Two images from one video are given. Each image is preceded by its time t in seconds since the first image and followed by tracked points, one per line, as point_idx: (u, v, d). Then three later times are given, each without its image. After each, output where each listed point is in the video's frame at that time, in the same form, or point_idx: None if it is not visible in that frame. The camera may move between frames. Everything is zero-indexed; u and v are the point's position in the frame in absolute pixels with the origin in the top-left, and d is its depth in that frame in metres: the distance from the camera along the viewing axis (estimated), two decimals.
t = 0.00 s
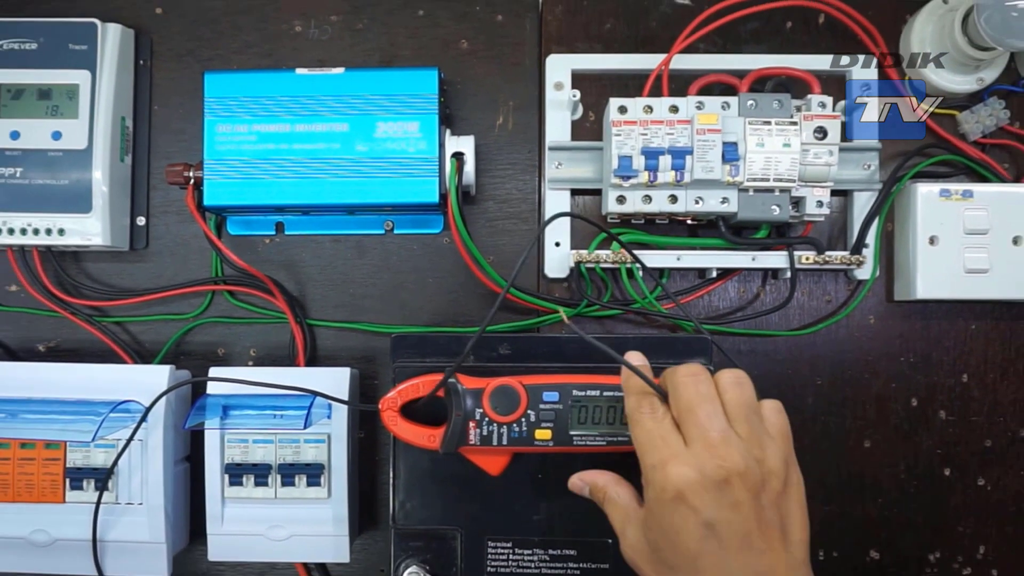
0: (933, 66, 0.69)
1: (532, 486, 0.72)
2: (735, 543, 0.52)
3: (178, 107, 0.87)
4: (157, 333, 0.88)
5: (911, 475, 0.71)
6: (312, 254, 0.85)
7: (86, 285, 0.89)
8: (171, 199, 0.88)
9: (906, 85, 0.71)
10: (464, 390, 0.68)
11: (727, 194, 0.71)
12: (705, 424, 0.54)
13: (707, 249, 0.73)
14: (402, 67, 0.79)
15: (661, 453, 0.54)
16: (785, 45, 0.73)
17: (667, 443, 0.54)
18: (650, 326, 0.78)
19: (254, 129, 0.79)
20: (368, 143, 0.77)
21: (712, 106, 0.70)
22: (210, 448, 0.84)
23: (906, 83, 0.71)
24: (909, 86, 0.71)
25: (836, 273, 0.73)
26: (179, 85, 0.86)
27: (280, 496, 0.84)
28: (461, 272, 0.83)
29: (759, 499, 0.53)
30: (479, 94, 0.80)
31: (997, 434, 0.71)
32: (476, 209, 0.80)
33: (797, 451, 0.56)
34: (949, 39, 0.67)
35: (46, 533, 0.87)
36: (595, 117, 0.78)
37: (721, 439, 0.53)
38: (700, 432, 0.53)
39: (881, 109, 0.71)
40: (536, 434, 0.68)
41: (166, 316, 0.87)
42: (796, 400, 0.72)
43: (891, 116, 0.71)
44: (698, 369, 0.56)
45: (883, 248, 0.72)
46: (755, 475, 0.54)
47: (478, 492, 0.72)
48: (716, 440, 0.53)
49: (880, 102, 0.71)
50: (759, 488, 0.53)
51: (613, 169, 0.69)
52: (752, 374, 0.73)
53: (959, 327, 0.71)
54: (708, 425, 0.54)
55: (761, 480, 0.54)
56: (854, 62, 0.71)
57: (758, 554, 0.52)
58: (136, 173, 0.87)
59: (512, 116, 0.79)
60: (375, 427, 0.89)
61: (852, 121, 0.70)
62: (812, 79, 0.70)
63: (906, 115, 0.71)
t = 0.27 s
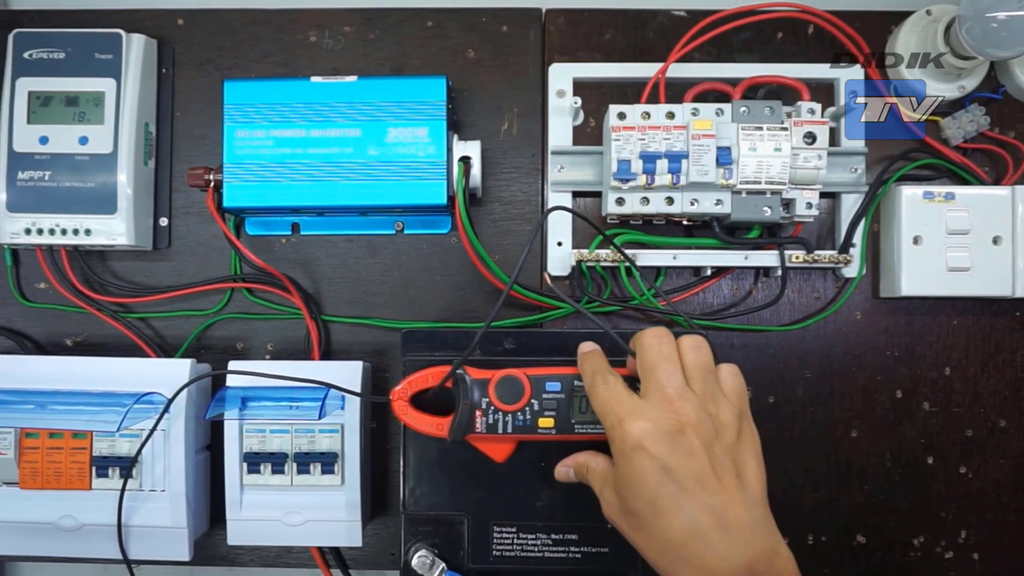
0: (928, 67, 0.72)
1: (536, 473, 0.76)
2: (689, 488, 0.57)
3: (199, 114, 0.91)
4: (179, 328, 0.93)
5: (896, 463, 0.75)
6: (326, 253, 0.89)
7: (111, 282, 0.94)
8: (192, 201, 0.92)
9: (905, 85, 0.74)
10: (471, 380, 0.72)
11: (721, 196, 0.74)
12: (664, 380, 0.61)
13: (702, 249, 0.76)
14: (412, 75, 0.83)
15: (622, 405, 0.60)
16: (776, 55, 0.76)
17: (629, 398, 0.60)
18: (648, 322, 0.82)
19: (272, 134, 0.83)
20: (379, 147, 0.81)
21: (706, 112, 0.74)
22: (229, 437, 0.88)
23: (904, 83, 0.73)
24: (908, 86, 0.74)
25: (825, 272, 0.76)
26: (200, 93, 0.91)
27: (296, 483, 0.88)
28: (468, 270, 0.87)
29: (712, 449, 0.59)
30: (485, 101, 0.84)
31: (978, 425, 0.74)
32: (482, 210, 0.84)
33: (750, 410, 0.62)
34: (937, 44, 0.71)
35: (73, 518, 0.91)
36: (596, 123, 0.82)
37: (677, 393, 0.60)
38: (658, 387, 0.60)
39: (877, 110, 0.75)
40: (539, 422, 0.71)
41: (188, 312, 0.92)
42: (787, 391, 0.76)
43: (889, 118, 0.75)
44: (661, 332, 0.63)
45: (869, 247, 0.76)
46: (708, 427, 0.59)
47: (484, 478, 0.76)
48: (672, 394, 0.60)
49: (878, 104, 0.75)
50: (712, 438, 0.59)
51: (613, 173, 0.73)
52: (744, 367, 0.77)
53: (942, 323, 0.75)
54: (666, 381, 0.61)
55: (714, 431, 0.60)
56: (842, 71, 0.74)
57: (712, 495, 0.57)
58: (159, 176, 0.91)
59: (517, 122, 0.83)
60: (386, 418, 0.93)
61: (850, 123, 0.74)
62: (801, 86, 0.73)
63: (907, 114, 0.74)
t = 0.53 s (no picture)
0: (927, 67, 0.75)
1: (539, 462, 0.81)
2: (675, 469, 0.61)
3: (219, 120, 0.96)
4: (201, 324, 0.98)
5: (881, 451, 0.79)
6: (340, 252, 0.94)
7: (137, 280, 0.99)
8: (213, 203, 0.97)
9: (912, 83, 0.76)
10: (469, 363, 0.76)
11: (715, 198, 0.78)
12: (640, 371, 0.62)
13: (697, 248, 0.80)
14: (421, 83, 0.87)
15: (605, 400, 0.62)
16: (768, 64, 0.81)
17: (610, 391, 0.63)
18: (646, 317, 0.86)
19: (288, 139, 0.87)
20: (390, 152, 0.85)
21: (702, 118, 0.78)
22: (248, 428, 0.92)
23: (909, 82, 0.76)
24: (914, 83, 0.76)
25: (814, 270, 0.80)
26: (221, 100, 0.95)
27: (311, 470, 0.93)
28: (474, 269, 0.92)
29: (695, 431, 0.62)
30: (491, 108, 0.88)
31: (959, 415, 0.78)
32: (488, 212, 0.89)
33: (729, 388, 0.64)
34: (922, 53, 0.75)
35: (99, 503, 0.95)
36: (596, 129, 0.86)
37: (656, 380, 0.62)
38: (635, 377, 0.62)
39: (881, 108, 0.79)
40: (533, 406, 0.74)
41: (209, 308, 0.97)
42: (778, 383, 0.80)
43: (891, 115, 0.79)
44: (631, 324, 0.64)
45: (856, 246, 0.80)
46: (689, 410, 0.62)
47: (491, 465, 0.81)
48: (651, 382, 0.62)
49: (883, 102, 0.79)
50: (693, 421, 0.62)
51: (612, 176, 0.77)
52: (736, 360, 0.81)
53: (924, 318, 0.79)
54: (642, 371, 0.62)
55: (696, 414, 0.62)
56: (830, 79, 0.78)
57: (697, 478, 0.61)
58: (181, 179, 0.96)
59: (521, 128, 0.88)
60: (397, 409, 0.98)
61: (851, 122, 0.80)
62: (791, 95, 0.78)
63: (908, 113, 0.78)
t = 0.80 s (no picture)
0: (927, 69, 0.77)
1: (542, 452, 0.85)
2: (686, 530, 0.59)
3: (237, 126, 1.00)
4: (219, 319, 1.03)
5: (868, 441, 0.83)
6: (353, 252, 0.98)
7: (158, 278, 1.03)
8: (231, 205, 1.02)
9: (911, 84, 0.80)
10: (442, 363, 0.56)
11: (710, 200, 0.82)
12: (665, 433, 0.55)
13: (693, 247, 0.85)
14: (430, 90, 0.92)
15: (620, 458, 0.58)
16: (761, 72, 0.85)
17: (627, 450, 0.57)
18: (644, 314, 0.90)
19: (303, 144, 0.91)
20: (401, 156, 0.89)
21: (697, 124, 0.82)
22: (265, 419, 0.97)
23: (909, 82, 0.80)
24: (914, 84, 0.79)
25: (804, 268, 0.84)
26: (239, 107, 1.00)
27: (325, 459, 0.97)
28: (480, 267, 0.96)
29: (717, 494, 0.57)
30: (497, 114, 0.92)
31: (943, 407, 0.82)
32: (494, 213, 0.93)
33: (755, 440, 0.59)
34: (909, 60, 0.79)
35: (123, 492, 1.00)
36: (596, 134, 0.90)
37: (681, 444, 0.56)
38: (659, 443, 0.55)
39: (882, 108, 0.81)
40: (517, 424, 0.58)
41: (228, 305, 1.01)
42: (769, 376, 0.84)
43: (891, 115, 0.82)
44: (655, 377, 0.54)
45: (844, 246, 0.84)
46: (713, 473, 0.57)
47: (496, 454, 0.85)
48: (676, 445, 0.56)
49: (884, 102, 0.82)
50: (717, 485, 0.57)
51: (612, 179, 0.81)
52: (730, 355, 0.85)
53: (909, 314, 0.82)
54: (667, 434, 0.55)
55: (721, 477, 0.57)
56: (819, 86, 0.83)
57: (709, 542, 0.59)
58: (201, 182, 1.01)
59: (525, 133, 0.92)
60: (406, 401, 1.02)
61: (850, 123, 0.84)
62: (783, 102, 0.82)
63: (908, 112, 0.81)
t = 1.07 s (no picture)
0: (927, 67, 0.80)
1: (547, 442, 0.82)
2: None
3: (252, 130, 1.05)
4: (235, 316, 1.07)
5: (857, 433, 0.87)
6: (363, 251, 1.02)
7: (177, 276, 1.07)
8: (246, 206, 1.06)
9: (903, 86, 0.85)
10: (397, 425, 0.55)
11: (706, 201, 0.86)
12: (668, 541, 0.54)
13: (689, 247, 0.88)
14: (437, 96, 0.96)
15: (618, 558, 0.57)
16: (754, 79, 0.89)
17: (627, 550, 0.56)
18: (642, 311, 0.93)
19: (316, 147, 0.95)
20: (409, 159, 0.93)
21: (693, 129, 0.86)
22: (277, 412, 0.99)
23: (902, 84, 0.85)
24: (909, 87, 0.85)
25: (796, 267, 0.88)
26: (254, 112, 1.04)
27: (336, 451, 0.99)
28: (485, 266, 1.00)
29: None
30: (501, 119, 0.96)
31: (929, 400, 0.86)
32: (498, 214, 0.97)
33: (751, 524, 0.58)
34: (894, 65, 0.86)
35: (143, 481, 1.01)
36: (596, 138, 0.94)
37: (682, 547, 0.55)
38: (661, 551, 0.54)
39: (881, 108, 0.86)
40: (476, 489, 0.59)
41: (244, 302, 1.05)
42: (762, 371, 0.87)
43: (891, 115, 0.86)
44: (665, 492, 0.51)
45: (834, 246, 0.87)
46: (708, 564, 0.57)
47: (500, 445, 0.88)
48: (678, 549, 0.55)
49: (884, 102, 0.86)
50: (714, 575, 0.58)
51: (611, 181, 0.85)
52: (725, 349, 0.88)
53: (896, 310, 0.86)
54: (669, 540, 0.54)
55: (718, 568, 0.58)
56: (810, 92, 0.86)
57: None
58: (217, 184, 1.05)
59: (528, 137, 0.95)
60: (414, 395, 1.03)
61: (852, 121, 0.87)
62: (776, 107, 0.86)
63: (907, 113, 0.85)
